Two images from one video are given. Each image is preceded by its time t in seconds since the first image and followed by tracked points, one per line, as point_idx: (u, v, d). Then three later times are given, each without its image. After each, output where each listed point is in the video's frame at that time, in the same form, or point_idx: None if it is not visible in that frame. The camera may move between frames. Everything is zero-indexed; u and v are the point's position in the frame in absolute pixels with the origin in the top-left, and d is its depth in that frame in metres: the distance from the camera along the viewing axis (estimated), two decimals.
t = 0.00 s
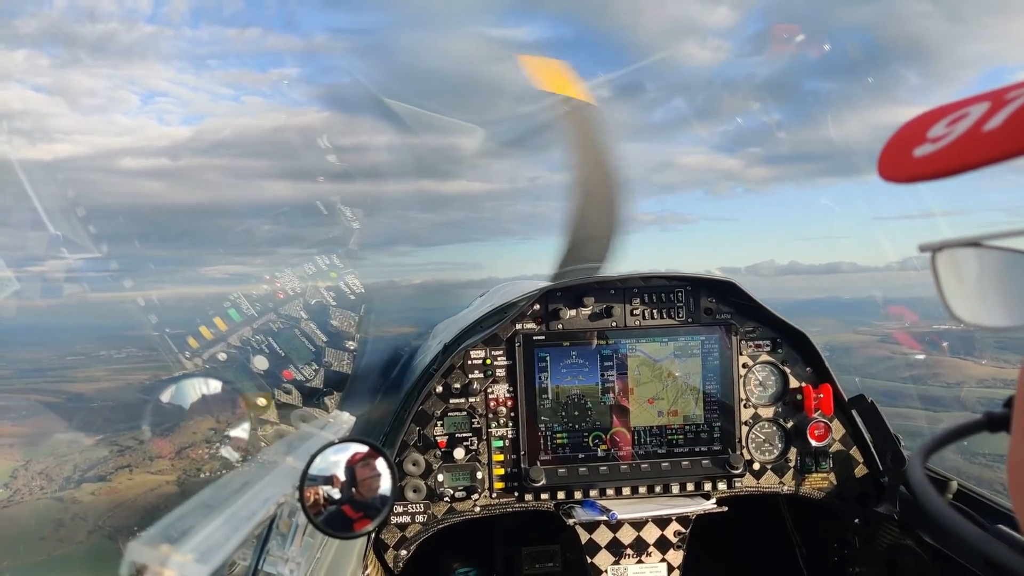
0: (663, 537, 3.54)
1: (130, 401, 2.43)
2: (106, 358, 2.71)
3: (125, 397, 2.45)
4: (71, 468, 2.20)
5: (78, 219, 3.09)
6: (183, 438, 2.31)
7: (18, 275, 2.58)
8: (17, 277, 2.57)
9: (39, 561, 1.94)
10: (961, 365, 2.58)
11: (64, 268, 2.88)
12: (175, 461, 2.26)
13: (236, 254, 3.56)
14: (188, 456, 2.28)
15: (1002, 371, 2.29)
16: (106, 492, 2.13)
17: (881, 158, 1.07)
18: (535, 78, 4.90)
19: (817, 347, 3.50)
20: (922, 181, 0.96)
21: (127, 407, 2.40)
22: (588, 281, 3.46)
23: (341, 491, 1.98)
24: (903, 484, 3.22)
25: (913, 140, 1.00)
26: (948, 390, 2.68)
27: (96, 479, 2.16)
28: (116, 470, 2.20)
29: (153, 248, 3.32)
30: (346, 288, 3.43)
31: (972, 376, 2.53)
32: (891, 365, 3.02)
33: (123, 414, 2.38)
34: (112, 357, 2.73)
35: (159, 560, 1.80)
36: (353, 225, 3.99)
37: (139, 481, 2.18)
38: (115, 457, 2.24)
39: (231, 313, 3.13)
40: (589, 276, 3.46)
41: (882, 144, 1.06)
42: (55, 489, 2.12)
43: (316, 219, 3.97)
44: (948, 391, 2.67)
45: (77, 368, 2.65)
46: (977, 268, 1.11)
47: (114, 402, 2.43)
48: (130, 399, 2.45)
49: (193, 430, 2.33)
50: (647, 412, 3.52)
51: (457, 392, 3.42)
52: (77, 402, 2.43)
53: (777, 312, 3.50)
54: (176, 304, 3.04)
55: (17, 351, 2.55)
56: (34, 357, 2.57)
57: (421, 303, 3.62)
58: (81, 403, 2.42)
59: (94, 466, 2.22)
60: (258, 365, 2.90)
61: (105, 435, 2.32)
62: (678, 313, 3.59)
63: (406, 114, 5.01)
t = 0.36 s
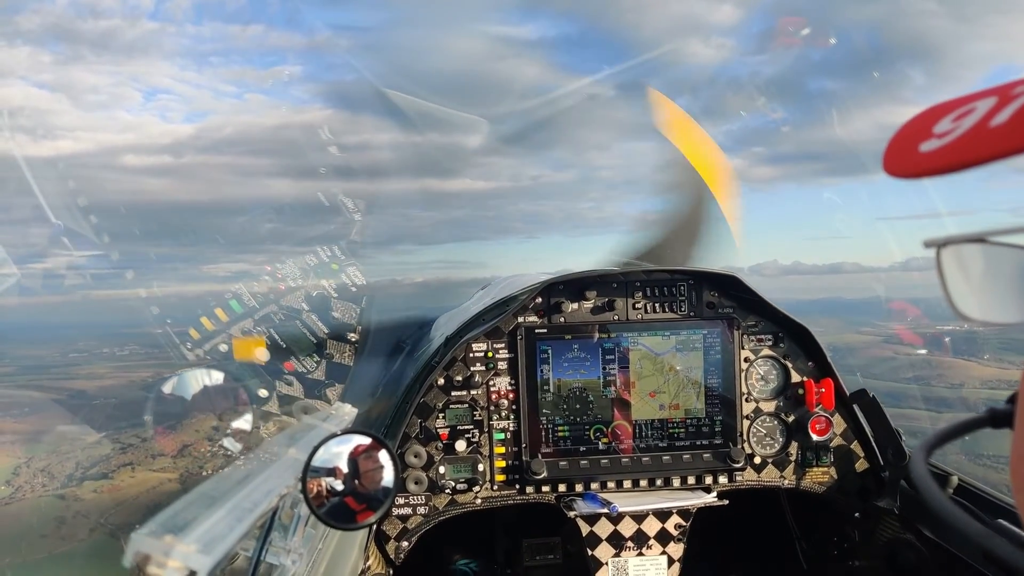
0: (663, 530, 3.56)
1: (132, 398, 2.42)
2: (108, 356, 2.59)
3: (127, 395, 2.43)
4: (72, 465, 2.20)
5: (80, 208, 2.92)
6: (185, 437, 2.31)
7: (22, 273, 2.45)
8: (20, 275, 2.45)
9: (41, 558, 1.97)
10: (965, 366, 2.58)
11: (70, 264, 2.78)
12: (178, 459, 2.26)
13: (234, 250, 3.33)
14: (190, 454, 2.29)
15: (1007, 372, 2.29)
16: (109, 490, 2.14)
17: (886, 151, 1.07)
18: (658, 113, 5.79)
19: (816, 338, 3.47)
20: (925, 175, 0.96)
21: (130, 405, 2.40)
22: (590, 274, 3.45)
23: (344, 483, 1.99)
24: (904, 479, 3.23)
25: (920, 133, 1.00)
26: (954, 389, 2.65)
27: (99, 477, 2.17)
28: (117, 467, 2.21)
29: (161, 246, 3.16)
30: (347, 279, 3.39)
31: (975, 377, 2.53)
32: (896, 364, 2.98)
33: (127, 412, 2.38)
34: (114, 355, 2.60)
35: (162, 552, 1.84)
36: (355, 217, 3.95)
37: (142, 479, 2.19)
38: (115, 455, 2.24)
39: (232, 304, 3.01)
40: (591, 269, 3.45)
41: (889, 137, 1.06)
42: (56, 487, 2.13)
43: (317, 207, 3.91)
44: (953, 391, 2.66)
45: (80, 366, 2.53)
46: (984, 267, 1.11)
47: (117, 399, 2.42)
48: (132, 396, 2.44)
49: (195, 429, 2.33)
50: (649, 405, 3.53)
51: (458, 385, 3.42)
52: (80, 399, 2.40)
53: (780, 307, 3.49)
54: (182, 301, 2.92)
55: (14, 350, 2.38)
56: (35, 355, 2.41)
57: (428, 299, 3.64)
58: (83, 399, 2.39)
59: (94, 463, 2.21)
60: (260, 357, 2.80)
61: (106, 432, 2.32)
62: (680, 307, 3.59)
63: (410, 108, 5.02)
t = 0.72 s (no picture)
0: (661, 529, 3.56)
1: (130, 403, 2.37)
2: (104, 360, 2.56)
3: (124, 399, 2.39)
4: (68, 469, 2.21)
5: (77, 204, 2.94)
6: (183, 441, 2.28)
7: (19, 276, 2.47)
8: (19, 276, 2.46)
9: (37, 565, 1.99)
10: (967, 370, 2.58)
11: (67, 268, 2.67)
12: (173, 464, 2.25)
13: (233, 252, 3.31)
14: (187, 458, 2.27)
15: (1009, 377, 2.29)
16: (104, 496, 2.15)
17: (881, 153, 1.07)
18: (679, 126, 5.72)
19: (819, 342, 3.49)
20: (920, 177, 0.96)
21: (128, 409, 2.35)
22: (589, 272, 3.46)
23: (340, 481, 1.98)
24: (901, 479, 3.24)
25: (915, 135, 1.00)
26: (955, 395, 2.67)
27: (93, 482, 2.18)
28: (114, 472, 2.21)
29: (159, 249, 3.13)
30: (346, 277, 3.38)
31: (977, 381, 2.54)
32: (892, 369, 3.02)
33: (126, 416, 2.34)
34: (113, 359, 2.56)
35: (158, 548, 1.79)
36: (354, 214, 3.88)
37: (137, 484, 2.18)
38: (109, 460, 2.23)
39: (229, 301, 2.99)
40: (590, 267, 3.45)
41: (883, 139, 1.05)
42: (53, 491, 2.15)
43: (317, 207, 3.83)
44: (954, 395, 2.65)
45: (78, 369, 2.47)
46: (979, 267, 1.10)
47: (114, 404, 2.37)
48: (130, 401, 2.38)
49: (192, 433, 2.29)
50: (647, 404, 3.53)
51: (456, 383, 3.43)
52: (76, 404, 2.33)
53: (779, 306, 3.49)
54: (179, 302, 2.88)
55: (14, 353, 2.37)
56: (32, 358, 2.37)
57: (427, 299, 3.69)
58: (81, 407, 2.32)
59: (89, 468, 2.22)
60: (258, 354, 2.78)
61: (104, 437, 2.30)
62: (679, 306, 3.59)
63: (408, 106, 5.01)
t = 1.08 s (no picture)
0: (655, 531, 3.56)
1: (126, 408, 2.40)
2: (101, 365, 2.54)
3: (120, 405, 2.40)
4: (64, 476, 2.15)
5: (74, 203, 2.90)
6: (178, 447, 2.28)
7: (14, 281, 2.40)
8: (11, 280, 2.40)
9: (30, 571, 1.86)
10: (961, 376, 2.58)
11: (64, 273, 2.64)
12: (169, 471, 2.19)
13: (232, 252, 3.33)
14: (182, 464, 2.22)
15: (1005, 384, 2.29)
16: (100, 501, 2.06)
17: (872, 163, 1.08)
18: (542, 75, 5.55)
19: (812, 341, 3.49)
20: (910, 185, 0.96)
21: (124, 414, 2.38)
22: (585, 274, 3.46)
23: (336, 481, 1.98)
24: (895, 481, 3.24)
25: (904, 145, 1.00)
26: (950, 400, 2.65)
27: (88, 489, 2.10)
28: (108, 479, 2.15)
29: (166, 256, 3.18)
30: (342, 277, 3.48)
31: (972, 387, 2.54)
32: (891, 375, 3.01)
33: (122, 421, 2.35)
34: (109, 364, 2.55)
35: (152, 548, 1.78)
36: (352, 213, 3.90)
37: (133, 490, 2.11)
38: (105, 467, 2.19)
39: (224, 300, 3.07)
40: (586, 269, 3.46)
41: (874, 149, 1.06)
42: (47, 498, 2.07)
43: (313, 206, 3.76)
44: (950, 402, 2.65)
45: (74, 375, 2.45)
46: (969, 272, 1.10)
47: (110, 408, 2.39)
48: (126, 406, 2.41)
49: (188, 441, 2.30)
50: (642, 405, 3.53)
51: (452, 383, 3.42)
52: (73, 409, 2.34)
53: (775, 309, 3.50)
54: (177, 304, 2.97)
55: (10, 357, 2.34)
56: (29, 363, 2.34)
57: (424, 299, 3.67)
58: (76, 411, 2.33)
59: (84, 475, 2.16)
60: (253, 354, 2.82)
61: (99, 443, 2.29)
62: (674, 308, 3.59)
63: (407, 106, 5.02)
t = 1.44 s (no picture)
0: (651, 534, 3.56)
1: (122, 414, 2.34)
2: (97, 369, 2.56)
3: (116, 410, 2.35)
4: (60, 481, 2.18)
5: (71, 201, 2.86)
6: (172, 455, 2.25)
7: (11, 284, 2.40)
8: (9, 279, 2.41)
9: None
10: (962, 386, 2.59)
11: (64, 277, 2.63)
12: (165, 477, 2.19)
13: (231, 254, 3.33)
14: (178, 470, 2.22)
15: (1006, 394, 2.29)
16: (94, 508, 2.10)
17: (867, 167, 1.08)
18: (400, 88, 4.97)
19: (806, 343, 3.50)
20: (906, 189, 0.96)
21: (119, 421, 2.32)
22: (582, 277, 3.47)
23: (332, 482, 1.98)
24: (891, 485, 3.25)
25: (899, 149, 1.01)
26: (950, 409, 2.67)
27: (83, 494, 2.13)
28: (103, 484, 2.17)
29: (167, 260, 3.10)
30: (340, 278, 3.28)
31: (972, 396, 2.55)
32: (891, 384, 3.03)
33: (117, 426, 2.31)
34: (106, 368, 2.56)
35: (148, 548, 1.80)
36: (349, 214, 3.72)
37: (127, 496, 2.13)
38: (99, 471, 2.20)
39: (222, 301, 2.99)
40: (583, 272, 3.47)
41: (869, 153, 1.07)
42: (42, 503, 2.13)
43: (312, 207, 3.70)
44: (950, 411, 2.66)
45: (71, 378, 2.47)
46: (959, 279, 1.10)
47: (106, 414, 2.35)
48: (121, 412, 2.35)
49: (184, 445, 2.27)
50: (639, 408, 3.53)
51: (449, 386, 3.42)
52: (69, 413, 2.34)
53: (771, 313, 3.51)
54: (174, 308, 2.89)
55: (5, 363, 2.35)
56: (27, 367, 2.36)
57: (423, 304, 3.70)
58: (71, 416, 2.33)
59: (80, 479, 2.19)
60: (251, 354, 2.82)
61: (95, 449, 2.28)
62: (671, 311, 3.60)
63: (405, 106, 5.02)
